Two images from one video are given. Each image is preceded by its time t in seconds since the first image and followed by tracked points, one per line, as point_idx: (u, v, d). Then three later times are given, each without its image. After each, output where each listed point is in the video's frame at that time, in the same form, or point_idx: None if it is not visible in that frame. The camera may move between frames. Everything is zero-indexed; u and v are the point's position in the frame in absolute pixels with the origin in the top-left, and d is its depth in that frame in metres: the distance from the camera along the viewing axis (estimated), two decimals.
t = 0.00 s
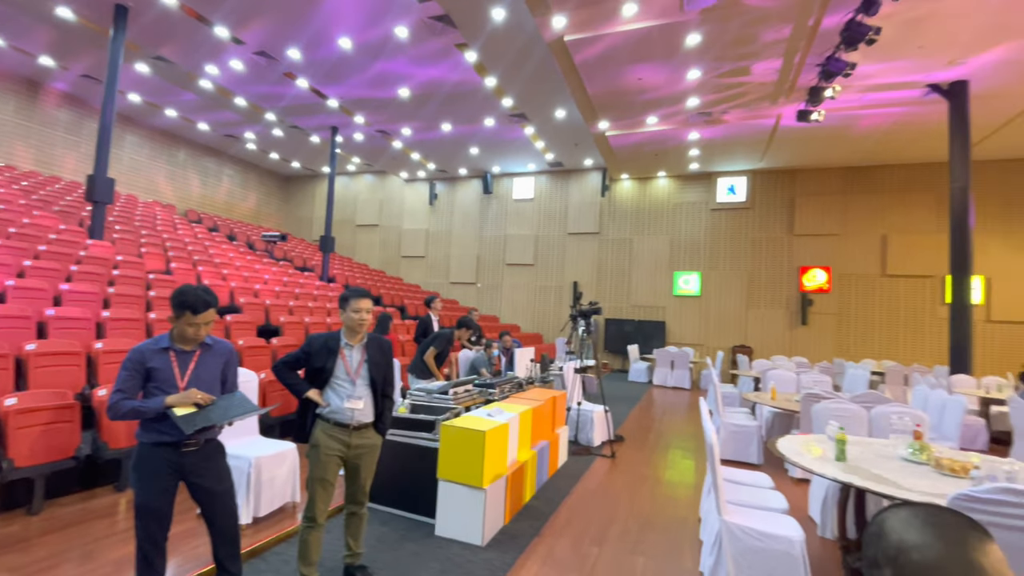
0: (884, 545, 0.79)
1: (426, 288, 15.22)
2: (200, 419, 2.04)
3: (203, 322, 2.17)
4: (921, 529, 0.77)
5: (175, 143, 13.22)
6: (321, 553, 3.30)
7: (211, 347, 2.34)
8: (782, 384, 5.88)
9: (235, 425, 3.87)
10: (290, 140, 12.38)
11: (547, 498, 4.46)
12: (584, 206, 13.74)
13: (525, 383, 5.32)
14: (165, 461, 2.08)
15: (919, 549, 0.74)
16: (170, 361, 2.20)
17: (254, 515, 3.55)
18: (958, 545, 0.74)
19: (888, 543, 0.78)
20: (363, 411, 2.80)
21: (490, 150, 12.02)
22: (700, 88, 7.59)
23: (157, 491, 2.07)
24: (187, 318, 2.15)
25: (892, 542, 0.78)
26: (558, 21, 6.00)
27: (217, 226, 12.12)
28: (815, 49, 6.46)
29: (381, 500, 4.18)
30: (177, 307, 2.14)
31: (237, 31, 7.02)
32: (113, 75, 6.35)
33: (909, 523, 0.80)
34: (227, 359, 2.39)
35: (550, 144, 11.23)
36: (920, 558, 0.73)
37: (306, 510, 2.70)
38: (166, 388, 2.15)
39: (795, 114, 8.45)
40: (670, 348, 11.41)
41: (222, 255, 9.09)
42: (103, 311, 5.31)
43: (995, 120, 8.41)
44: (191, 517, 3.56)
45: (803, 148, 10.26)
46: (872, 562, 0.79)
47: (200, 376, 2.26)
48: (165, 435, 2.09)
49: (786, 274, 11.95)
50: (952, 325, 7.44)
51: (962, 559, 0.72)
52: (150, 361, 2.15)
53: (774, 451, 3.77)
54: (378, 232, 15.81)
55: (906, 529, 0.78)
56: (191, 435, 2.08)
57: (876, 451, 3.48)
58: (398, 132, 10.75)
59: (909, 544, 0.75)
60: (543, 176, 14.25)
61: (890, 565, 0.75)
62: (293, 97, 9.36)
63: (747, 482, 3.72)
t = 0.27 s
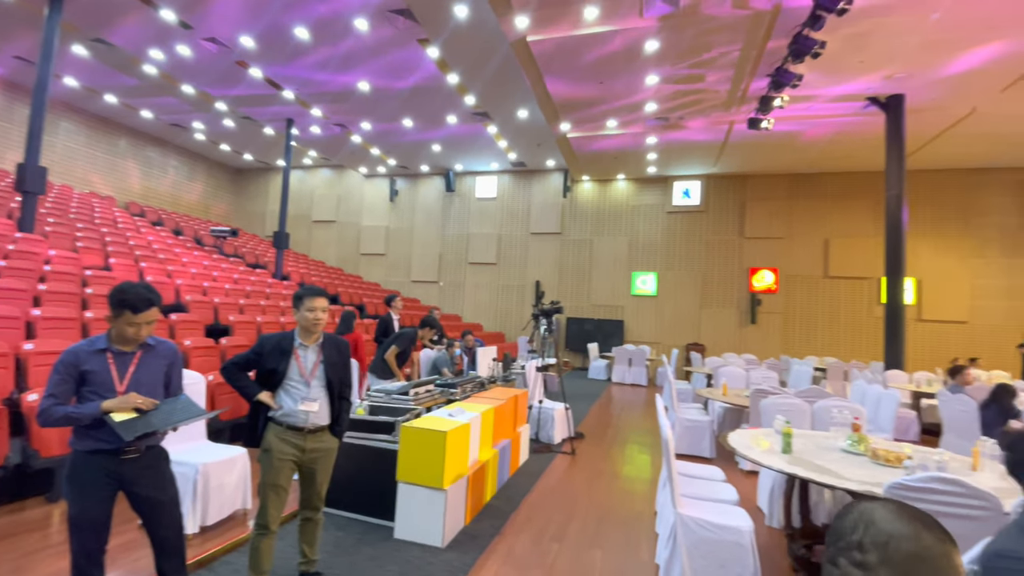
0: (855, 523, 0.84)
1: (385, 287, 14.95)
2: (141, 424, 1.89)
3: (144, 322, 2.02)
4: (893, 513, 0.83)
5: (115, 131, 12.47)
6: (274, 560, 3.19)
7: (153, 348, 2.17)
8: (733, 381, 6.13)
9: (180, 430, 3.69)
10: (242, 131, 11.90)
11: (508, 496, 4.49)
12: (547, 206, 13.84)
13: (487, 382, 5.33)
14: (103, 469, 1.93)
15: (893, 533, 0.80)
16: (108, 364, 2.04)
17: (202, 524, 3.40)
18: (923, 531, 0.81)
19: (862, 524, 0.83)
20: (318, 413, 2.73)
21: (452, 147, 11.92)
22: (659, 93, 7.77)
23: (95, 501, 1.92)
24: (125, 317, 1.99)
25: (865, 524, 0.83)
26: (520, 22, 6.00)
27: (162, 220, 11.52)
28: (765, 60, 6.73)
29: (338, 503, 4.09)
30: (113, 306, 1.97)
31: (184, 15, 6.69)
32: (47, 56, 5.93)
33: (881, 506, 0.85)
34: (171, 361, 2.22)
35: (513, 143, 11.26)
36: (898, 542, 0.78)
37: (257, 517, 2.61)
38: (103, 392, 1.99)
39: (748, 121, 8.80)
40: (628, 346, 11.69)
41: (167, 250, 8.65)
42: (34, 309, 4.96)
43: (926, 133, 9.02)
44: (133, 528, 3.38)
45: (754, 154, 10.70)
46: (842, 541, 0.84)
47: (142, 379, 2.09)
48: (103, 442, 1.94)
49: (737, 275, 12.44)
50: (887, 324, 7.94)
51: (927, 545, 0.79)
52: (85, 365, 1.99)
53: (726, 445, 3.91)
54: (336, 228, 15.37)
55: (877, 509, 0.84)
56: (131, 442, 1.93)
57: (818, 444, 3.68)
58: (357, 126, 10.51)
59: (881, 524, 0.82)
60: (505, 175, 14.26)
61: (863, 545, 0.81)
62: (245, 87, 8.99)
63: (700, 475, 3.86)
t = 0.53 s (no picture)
0: (824, 512, 0.88)
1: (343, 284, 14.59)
2: (76, 432, 1.77)
3: (80, 321, 1.86)
4: (860, 503, 0.87)
5: (47, 116, 11.63)
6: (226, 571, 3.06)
7: (90, 349, 2.00)
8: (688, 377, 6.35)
9: (122, 437, 3.48)
10: (190, 121, 11.31)
11: (470, 496, 4.48)
12: (509, 205, 13.84)
13: (449, 382, 5.31)
14: (34, 482, 1.78)
15: (859, 522, 0.84)
16: (39, 368, 1.88)
17: (147, 535, 3.22)
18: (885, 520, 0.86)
19: (831, 512, 0.87)
20: (272, 416, 2.61)
21: (414, 143, 11.74)
22: (621, 96, 7.92)
23: (25, 517, 1.77)
24: (59, 317, 1.84)
25: (833, 512, 0.87)
26: (483, 19, 5.96)
27: (100, 212, 10.84)
28: (719, 68, 6.96)
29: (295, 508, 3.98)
30: (46, 306, 1.82)
31: None
32: None
33: (849, 496, 0.89)
34: (111, 363, 2.07)
35: (476, 141, 11.21)
36: (865, 531, 0.82)
37: (207, 526, 2.47)
38: (35, 398, 1.83)
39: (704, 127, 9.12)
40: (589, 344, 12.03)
41: (106, 244, 8.14)
42: None
43: (866, 141, 9.57)
44: (71, 541, 3.17)
45: (708, 158, 11.08)
46: (811, 530, 0.88)
47: (78, 384, 1.94)
48: (34, 451, 1.79)
49: (693, 275, 12.85)
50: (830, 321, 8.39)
51: (890, 534, 0.83)
52: (13, 369, 1.82)
53: (682, 439, 4.05)
54: (291, 223, 14.89)
55: (843, 498, 0.88)
56: (66, 451, 1.79)
57: (768, 436, 3.86)
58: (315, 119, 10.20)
59: (848, 513, 0.86)
60: (468, 173, 14.17)
61: (833, 534, 0.84)
62: (193, 74, 8.56)
63: (657, 469, 3.97)
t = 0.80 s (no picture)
0: (778, 500, 0.98)
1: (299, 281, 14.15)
2: (6, 439, 1.63)
3: (9, 320, 1.72)
4: (811, 490, 0.97)
5: None
6: None
7: (19, 351, 1.85)
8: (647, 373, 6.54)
9: (56, 445, 3.25)
10: (132, 108, 10.67)
11: (432, 495, 4.46)
12: (472, 202, 13.76)
13: (411, 381, 5.25)
14: None
15: (808, 509, 0.95)
16: None
17: (86, 548, 3.02)
18: (832, 504, 0.97)
19: (783, 499, 0.97)
20: (224, 420, 2.43)
21: (373, 137, 11.50)
22: (582, 97, 8.01)
23: None
24: None
25: (785, 498, 0.98)
26: (447, 14, 5.90)
27: (30, 203, 10.09)
28: (677, 72, 7.17)
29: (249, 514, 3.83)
30: None
31: None
32: None
33: (798, 483, 1.00)
34: (43, 366, 1.91)
35: (438, 137, 11.11)
36: (814, 517, 0.93)
37: (153, 537, 2.31)
38: None
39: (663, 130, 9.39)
40: (552, 341, 12.08)
41: (37, 237, 7.59)
42: None
43: (812, 148, 10.08)
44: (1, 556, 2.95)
45: (666, 161, 11.39)
46: (767, 515, 0.98)
47: (6, 388, 1.78)
48: None
49: (651, 274, 13.19)
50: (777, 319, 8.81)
51: (836, 517, 0.95)
52: None
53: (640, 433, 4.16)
54: (244, 218, 14.31)
55: (796, 487, 0.98)
56: None
57: (723, 428, 4.02)
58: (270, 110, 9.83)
59: (799, 501, 0.96)
60: (430, 169, 13.99)
61: (784, 519, 0.95)
62: (136, 59, 8.08)
63: (618, 463, 4.06)
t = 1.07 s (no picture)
0: (726, 493, 1.10)
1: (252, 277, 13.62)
2: None
3: None
4: (755, 481, 1.09)
5: None
6: None
7: None
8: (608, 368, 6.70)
9: None
10: (67, 91, 9.96)
11: (395, 496, 4.41)
12: (434, 198, 13.60)
13: (373, 380, 5.16)
14: None
15: (752, 499, 1.06)
16: None
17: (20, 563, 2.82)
18: (776, 491, 1.08)
19: (730, 493, 1.09)
20: (176, 424, 2.29)
21: (332, 130, 11.19)
22: (545, 95, 8.04)
23: None
24: None
25: (732, 491, 1.09)
26: (409, 5, 5.77)
27: None
28: (637, 75, 7.32)
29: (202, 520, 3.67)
30: None
31: None
32: None
33: (743, 474, 1.11)
34: None
35: (399, 131, 10.93)
36: (756, 506, 1.05)
37: (95, 549, 2.16)
38: None
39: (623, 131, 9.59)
40: (515, 338, 12.08)
41: None
42: None
43: (762, 152, 10.52)
44: None
45: (627, 161, 11.62)
46: (718, 508, 1.10)
47: None
48: None
49: (612, 272, 13.43)
50: (730, 316, 9.17)
51: (779, 502, 1.06)
52: None
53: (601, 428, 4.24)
54: (192, 211, 13.64)
55: (742, 479, 1.10)
56: None
57: (680, 422, 4.16)
58: (221, 98, 9.40)
59: (745, 492, 1.07)
60: (392, 164, 13.71)
61: (731, 510, 1.07)
62: (72, 39, 7.54)
63: (580, 458, 4.14)
